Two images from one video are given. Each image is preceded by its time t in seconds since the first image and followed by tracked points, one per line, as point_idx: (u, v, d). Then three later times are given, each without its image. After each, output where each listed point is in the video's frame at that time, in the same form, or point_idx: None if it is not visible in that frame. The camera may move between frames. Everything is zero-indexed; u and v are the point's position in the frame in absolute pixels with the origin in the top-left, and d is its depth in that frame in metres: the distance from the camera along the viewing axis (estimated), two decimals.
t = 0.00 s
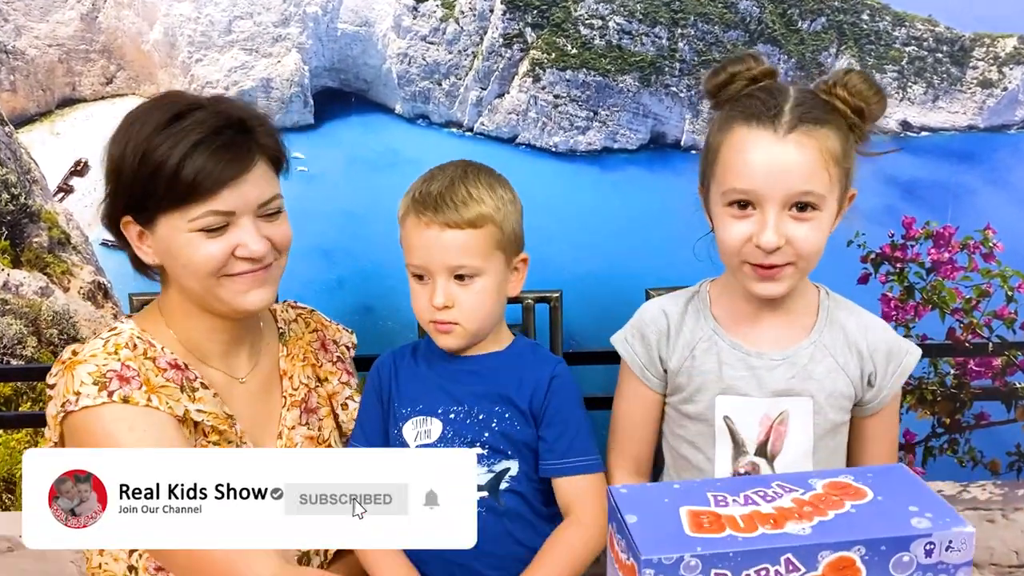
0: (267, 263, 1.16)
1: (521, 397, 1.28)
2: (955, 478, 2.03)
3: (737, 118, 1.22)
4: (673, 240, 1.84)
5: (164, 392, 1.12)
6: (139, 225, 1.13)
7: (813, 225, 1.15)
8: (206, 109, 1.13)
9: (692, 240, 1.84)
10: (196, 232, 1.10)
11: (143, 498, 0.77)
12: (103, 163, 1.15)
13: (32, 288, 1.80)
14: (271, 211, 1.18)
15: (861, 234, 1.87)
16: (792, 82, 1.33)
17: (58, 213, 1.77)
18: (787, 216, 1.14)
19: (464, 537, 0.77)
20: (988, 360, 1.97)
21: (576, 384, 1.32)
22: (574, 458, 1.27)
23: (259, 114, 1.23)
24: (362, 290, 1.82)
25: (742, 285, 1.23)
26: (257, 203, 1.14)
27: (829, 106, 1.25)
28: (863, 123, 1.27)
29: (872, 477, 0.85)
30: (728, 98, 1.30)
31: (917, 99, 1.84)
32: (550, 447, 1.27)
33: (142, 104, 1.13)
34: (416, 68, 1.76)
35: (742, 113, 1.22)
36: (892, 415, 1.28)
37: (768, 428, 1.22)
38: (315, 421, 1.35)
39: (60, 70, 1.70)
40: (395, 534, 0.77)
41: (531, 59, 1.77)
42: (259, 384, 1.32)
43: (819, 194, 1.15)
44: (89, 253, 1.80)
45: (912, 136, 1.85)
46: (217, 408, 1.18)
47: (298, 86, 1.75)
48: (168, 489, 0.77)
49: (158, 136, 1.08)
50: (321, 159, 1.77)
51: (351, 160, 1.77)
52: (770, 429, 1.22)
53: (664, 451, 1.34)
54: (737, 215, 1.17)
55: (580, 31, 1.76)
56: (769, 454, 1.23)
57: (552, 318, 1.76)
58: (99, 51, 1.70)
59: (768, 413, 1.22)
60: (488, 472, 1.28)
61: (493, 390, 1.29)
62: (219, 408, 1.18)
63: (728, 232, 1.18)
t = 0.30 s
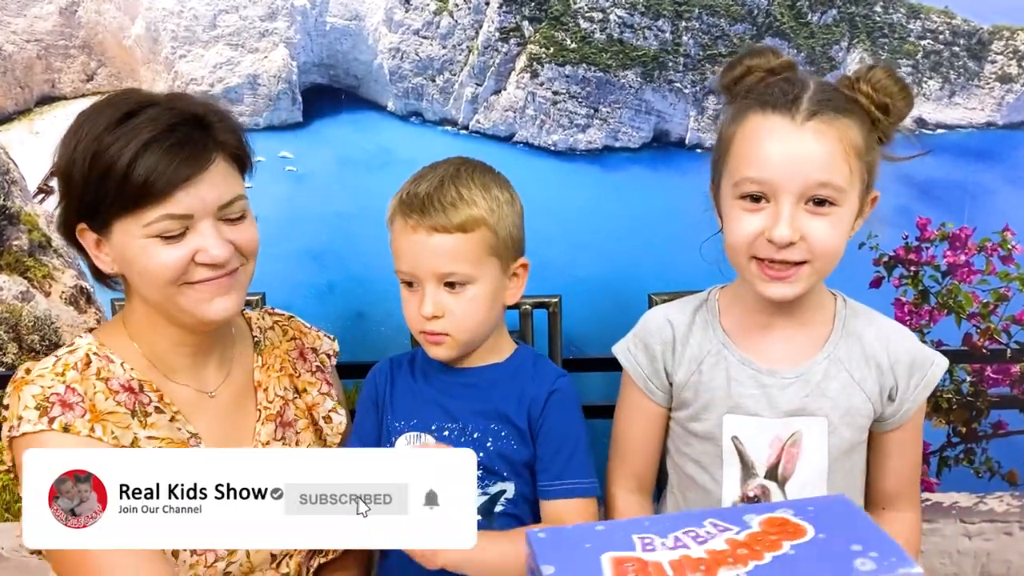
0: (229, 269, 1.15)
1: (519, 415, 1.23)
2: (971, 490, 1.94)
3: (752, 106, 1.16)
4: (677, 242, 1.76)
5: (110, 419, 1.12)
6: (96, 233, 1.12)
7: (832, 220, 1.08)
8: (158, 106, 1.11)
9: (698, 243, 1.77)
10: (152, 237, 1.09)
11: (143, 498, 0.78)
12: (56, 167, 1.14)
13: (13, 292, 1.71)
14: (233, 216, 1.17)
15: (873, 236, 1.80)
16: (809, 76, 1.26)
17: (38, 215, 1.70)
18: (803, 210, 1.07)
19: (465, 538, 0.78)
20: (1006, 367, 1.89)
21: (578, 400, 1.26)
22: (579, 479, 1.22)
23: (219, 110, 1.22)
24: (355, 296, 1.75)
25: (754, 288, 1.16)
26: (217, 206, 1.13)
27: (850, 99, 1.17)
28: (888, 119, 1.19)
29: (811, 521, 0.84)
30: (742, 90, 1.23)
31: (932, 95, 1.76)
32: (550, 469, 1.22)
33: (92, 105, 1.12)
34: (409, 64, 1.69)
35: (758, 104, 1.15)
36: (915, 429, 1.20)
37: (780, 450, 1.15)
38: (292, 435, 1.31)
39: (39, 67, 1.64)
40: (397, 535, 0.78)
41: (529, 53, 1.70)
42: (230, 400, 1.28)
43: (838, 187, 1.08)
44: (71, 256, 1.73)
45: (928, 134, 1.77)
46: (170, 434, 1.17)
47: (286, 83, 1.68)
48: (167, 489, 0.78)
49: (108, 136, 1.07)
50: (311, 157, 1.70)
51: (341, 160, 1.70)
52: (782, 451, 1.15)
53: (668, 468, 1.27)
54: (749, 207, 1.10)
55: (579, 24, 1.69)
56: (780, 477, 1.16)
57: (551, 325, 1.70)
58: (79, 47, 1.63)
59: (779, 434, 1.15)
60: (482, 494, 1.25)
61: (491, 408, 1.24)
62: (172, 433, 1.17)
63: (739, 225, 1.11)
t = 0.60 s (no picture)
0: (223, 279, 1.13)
1: (530, 417, 1.23)
2: (980, 492, 1.92)
3: (751, 119, 1.13)
4: (681, 241, 1.74)
5: (73, 436, 1.12)
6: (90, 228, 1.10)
7: (836, 237, 1.08)
8: (170, 107, 1.11)
9: (705, 246, 1.74)
10: (149, 238, 1.07)
11: (143, 498, 0.77)
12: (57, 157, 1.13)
13: (12, 293, 1.68)
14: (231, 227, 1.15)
15: (880, 235, 1.77)
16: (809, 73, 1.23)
17: (38, 215, 1.68)
18: (806, 229, 1.07)
19: (463, 538, 0.77)
20: (1016, 368, 1.86)
21: (585, 400, 1.26)
22: (590, 481, 1.23)
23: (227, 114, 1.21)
24: (357, 294, 1.74)
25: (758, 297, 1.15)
26: (219, 214, 1.12)
27: (853, 100, 1.16)
28: (892, 114, 1.16)
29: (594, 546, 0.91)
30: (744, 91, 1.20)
31: (941, 92, 1.74)
32: (560, 470, 1.23)
33: (102, 101, 1.11)
34: (410, 62, 1.67)
35: (757, 116, 1.13)
36: (921, 431, 1.17)
37: (784, 453, 1.13)
38: (287, 444, 1.30)
39: (37, 66, 1.62)
40: (400, 534, 0.77)
41: (531, 51, 1.68)
42: (220, 410, 1.27)
43: (841, 206, 1.07)
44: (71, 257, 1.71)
45: (936, 131, 1.75)
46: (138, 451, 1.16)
47: (286, 82, 1.67)
48: (168, 489, 0.77)
49: (117, 133, 1.06)
50: (311, 156, 1.68)
51: (341, 160, 1.68)
52: (788, 454, 1.13)
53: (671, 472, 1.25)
54: (754, 227, 1.09)
55: (582, 21, 1.67)
56: (785, 480, 1.14)
57: (554, 325, 1.69)
58: (78, 45, 1.62)
59: (783, 436, 1.13)
60: (492, 496, 1.24)
61: (500, 412, 1.23)
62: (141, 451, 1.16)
63: (743, 244, 1.10)
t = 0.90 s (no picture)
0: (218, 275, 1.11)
1: (538, 415, 1.23)
2: (987, 492, 1.91)
3: (754, 103, 1.16)
4: (687, 242, 1.74)
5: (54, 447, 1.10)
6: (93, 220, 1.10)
7: (849, 198, 1.07)
8: (175, 103, 1.13)
9: (713, 247, 1.74)
10: (147, 226, 1.06)
11: (144, 498, 0.83)
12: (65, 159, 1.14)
13: (21, 293, 1.69)
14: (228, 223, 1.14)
15: (886, 235, 1.77)
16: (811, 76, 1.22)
17: (46, 216, 1.69)
18: (818, 187, 1.07)
19: (464, 539, 0.82)
20: None
21: (593, 399, 1.26)
22: (590, 477, 1.23)
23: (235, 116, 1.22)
24: (363, 295, 1.74)
25: (770, 284, 1.13)
26: (220, 207, 1.11)
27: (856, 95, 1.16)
28: (892, 112, 1.17)
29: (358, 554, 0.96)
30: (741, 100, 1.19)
31: (948, 92, 1.73)
32: (567, 467, 1.23)
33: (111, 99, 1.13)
34: (416, 63, 1.68)
35: (760, 92, 1.17)
36: (930, 432, 1.17)
37: (792, 459, 1.13)
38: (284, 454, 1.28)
39: (45, 67, 1.63)
40: (396, 533, 0.82)
41: (537, 51, 1.67)
42: (213, 419, 1.25)
43: (851, 162, 1.08)
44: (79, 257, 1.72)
45: (942, 131, 1.74)
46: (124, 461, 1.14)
47: (292, 82, 1.67)
48: (168, 489, 0.83)
49: (121, 127, 1.08)
50: (316, 157, 1.69)
51: (346, 160, 1.69)
52: (796, 460, 1.13)
53: (678, 474, 1.25)
54: (763, 193, 1.09)
55: (588, 21, 1.67)
56: (792, 486, 1.13)
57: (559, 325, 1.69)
58: (85, 47, 1.62)
59: (791, 443, 1.13)
60: (500, 493, 1.24)
61: (508, 409, 1.23)
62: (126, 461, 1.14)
63: (754, 212, 1.10)
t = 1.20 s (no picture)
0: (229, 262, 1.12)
1: (556, 419, 1.24)
2: (994, 492, 1.92)
3: (772, 98, 1.16)
4: (694, 241, 1.74)
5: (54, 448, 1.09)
6: (100, 215, 1.11)
7: (858, 205, 1.06)
8: (180, 101, 1.16)
9: (719, 243, 1.74)
10: (160, 209, 1.07)
11: (143, 498, 0.83)
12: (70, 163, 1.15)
13: (31, 293, 1.70)
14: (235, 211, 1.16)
15: (894, 234, 1.76)
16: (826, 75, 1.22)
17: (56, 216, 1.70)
18: (830, 192, 1.05)
19: (465, 538, 0.83)
20: None
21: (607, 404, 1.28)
22: (602, 477, 1.24)
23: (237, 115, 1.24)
24: (370, 295, 1.75)
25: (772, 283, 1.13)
26: (231, 193, 1.13)
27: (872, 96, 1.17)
28: (906, 119, 1.18)
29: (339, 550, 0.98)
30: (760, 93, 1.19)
31: (955, 91, 1.73)
32: (585, 467, 1.24)
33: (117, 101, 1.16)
34: (423, 63, 1.68)
35: (777, 91, 1.16)
36: (935, 421, 1.16)
37: (797, 448, 1.13)
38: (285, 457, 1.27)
39: (54, 68, 1.63)
40: (395, 532, 0.82)
41: (544, 51, 1.68)
42: (216, 422, 1.25)
43: (865, 168, 1.06)
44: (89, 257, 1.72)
45: (950, 130, 1.74)
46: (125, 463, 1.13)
47: (299, 82, 1.68)
48: (168, 489, 0.83)
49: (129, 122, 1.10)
50: (324, 156, 1.69)
51: (354, 160, 1.69)
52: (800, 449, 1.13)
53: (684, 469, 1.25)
54: (774, 193, 1.08)
55: (595, 21, 1.67)
56: (797, 473, 1.14)
57: (566, 325, 1.68)
58: (94, 47, 1.63)
59: (796, 432, 1.13)
60: (517, 496, 1.24)
61: (525, 413, 1.24)
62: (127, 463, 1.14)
63: (762, 211, 1.09)
